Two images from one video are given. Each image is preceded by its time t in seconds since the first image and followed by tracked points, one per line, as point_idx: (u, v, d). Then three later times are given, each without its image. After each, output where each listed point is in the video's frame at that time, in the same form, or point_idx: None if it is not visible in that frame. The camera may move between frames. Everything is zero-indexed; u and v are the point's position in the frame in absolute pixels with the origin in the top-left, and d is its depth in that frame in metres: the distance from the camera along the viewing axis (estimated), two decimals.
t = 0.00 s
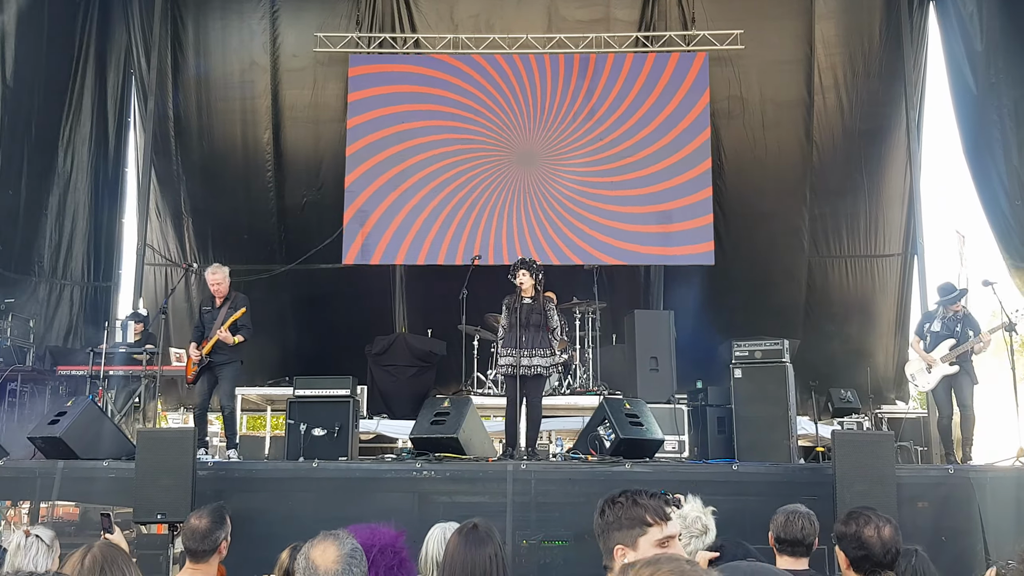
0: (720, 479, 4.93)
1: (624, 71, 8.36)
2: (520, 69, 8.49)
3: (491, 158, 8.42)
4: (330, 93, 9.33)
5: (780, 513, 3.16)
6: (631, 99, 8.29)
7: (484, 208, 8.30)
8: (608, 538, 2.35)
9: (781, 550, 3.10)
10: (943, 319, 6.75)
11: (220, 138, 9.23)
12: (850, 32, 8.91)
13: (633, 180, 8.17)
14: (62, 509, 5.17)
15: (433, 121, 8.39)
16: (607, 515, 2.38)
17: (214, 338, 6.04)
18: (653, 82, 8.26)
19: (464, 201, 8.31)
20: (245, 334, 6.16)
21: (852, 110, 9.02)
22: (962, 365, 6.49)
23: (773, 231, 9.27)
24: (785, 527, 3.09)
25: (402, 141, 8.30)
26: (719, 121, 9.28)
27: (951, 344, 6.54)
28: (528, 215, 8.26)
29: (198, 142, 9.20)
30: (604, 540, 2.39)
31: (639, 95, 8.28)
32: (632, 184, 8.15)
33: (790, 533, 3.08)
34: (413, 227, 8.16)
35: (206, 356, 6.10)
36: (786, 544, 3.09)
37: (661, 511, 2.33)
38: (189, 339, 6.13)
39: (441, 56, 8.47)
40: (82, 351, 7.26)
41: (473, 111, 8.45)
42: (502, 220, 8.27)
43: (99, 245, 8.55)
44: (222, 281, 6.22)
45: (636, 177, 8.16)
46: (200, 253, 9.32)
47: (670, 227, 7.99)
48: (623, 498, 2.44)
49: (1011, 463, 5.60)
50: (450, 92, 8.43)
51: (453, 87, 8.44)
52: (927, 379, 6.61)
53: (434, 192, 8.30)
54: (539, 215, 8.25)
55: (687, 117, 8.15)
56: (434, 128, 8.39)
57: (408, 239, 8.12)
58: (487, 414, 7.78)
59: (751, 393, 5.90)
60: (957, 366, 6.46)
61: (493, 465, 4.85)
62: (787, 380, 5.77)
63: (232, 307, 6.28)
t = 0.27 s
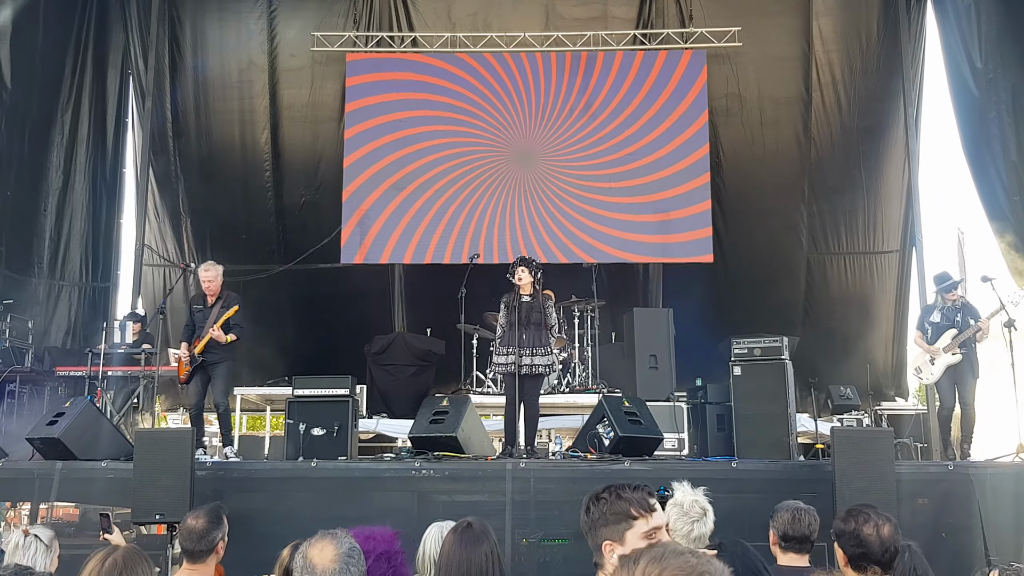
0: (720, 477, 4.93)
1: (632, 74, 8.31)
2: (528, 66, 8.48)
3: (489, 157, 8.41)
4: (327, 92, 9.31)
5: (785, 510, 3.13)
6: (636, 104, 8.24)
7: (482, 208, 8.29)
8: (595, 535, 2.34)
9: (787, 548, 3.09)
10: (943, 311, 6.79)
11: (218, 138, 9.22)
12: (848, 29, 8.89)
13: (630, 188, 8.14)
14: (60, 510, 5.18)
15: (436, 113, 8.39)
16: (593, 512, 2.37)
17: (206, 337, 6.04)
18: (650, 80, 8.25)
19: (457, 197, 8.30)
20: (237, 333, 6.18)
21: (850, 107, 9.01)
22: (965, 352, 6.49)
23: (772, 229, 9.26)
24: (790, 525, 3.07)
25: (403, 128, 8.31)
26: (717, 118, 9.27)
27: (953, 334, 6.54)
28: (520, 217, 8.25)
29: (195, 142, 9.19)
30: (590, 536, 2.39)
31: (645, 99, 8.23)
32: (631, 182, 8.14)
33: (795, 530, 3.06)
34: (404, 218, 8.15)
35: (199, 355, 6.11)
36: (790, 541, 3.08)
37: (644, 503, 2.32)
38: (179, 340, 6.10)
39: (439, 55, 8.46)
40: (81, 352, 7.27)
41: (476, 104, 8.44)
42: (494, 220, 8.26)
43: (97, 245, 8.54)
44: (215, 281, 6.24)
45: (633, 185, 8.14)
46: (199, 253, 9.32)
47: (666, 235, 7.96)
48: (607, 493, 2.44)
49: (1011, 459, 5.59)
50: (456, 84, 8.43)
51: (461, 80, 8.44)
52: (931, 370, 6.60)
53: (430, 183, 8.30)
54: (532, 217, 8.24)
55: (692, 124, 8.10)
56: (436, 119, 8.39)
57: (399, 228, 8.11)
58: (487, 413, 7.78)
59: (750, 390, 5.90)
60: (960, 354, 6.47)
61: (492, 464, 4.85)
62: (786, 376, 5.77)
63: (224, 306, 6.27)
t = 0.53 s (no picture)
0: (719, 477, 4.93)
1: (639, 84, 8.27)
2: (537, 66, 8.49)
3: (488, 157, 8.41)
4: (327, 92, 9.31)
5: (784, 511, 3.13)
6: (640, 114, 8.22)
7: (481, 207, 8.29)
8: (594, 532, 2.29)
9: (784, 548, 3.08)
10: (938, 306, 6.77)
11: (217, 137, 9.22)
12: (847, 29, 8.90)
13: (626, 198, 8.13)
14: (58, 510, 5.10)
15: (440, 108, 8.41)
16: (593, 509, 2.32)
17: (205, 340, 6.05)
18: (649, 79, 8.26)
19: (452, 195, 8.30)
20: (236, 336, 6.18)
21: (849, 106, 9.01)
22: (963, 346, 6.51)
23: (771, 228, 9.26)
24: (790, 524, 3.07)
25: (405, 122, 8.32)
26: (716, 118, 9.27)
27: (951, 329, 6.54)
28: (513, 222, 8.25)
29: (195, 142, 9.19)
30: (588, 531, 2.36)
31: (651, 109, 8.21)
32: (630, 182, 8.14)
33: (796, 529, 3.06)
34: (396, 209, 8.16)
35: (196, 357, 6.09)
36: (790, 541, 3.07)
37: (647, 504, 2.29)
38: (175, 342, 6.09)
39: (437, 56, 8.47)
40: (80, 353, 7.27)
41: (481, 102, 8.45)
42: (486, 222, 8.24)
43: (97, 245, 8.55)
44: (210, 283, 6.24)
45: (628, 195, 8.13)
46: (198, 253, 9.32)
47: (657, 246, 7.95)
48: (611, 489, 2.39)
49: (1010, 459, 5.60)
50: (463, 80, 8.45)
51: (459, 80, 8.45)
52: (929, 365, 6.57)
53: (429, 183, 8.30)
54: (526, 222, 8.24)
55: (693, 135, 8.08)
56: (440, 114, 8.41)
57: (390, 219, 8.12)
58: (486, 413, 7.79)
59: (749, 389, 5.90)
60: (958, 348, 6.48)
61: (491, 463, 4.85)
62: (785, 376, 5.77)
63: (222, 308, 6.30)
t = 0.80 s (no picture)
0: (717, 477, 4.93)
1: (645, 94, 8.25)
2: (545, 68, 8.49)
3: (486, 158, 8.42)
4: (325, 93, 9.32)
5: (777, 511, 3.14)
6: (641, 126, 8.21)
7: (480, 208, 8.30)
8: (599, 532, 2.22)
9: (776, 547, 3.08)
10: (931, 304, 6.79)
11: (215, 138, 9.21)
12: (844, 30, 8.92)
13: (622, 204, 8.12)
14: (57, 512, 4.87)
15: (438, 109, 8.41)
16: (600, 510, 2.24)
17: (205, 341, 6.04)
18: (647, 80, 8.27)
19: (444, 193, 8.31)
20: (234, 335, 6.18)
21: (847, 107, 9.03)
22: (958, 351, 6.51)
23: (769, 229, 9.27)
24: (785, 525, 3.07)
25: (403, 123, 8.32)
26: (713, 118, 9.29)
27: (946, 331, 6.56)
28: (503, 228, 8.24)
29: (193, 143, 9.19)
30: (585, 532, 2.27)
31: (653, 121, 8.19)
32: (628, 183, 8.15)
33: (787, 530, 3.06)
34: (387, 202, 8.17)
35: (195, 358, 6.09)
36: (781, 541, 3.08)
37: (655, 508, 2.24)
38: (173, 342, 6.09)
39: (435, 56, 8.46)
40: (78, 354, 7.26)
41: (485, 101, 8.45)
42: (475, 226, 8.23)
43: (95, 246, 8.54)
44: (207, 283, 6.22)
45: (622, 206, 8.13)
46: (196, 254, 9.32)
47: (656, 247, 7.97)
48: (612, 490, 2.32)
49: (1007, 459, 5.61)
50: (467, 79, 8.46)
51: (457, 81, 8.45)
52: (922, 368, 6.56)
53: (427, 184, 8.30)
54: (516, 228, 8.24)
55: (692, 149, 8.05)
56: (438, 115, 8.41)
57: (381, 212, 8.14)
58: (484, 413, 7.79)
59: (748, 390, 5.90)
60: (953, 352, 6.47)
61: (489, 464, 4.86)
62: (783, 377, 5.78)
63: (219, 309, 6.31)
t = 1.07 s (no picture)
0: (716, 476, 4.93)
1: (649, 105, 8.21)
2: (552, 70, 8.47)
3: (486, 156, 8.41)
4: (324, 92, 9.31)
5: (775, 511, 3.13)
6: (642, 137, 8.18)
7: (479, 206, 8.30)
8: (598, 529, 2.19)
9: (775, 547, 3.07)
10: (927, 300, 6.79)
11: (214, 137, 9.21)
12: (843, 29, 8.92)
13: (623, 202, 8.12)
14: (56, 511, 4.92)
15: (439, 107, 8.40)
16: (600, 506, 2.22)
17: (205, 335, 6.05)
18: (647, 79, 8.27)
19: (437, 190, 8.30)
20: (235, 331, 6.19)
21: (846, 106, 9.03)
22: (954, 351, 6.52)
23: (769, 228, 9.27)
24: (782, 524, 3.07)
25: (403, 121, 8.31)
26: (713, 117, 9.28)
27: (942, 330, 6.56)
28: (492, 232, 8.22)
29: (192, 141, 9.19)
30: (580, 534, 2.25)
31: (655, 132, 8.16)
32: (627, 181, 8.15)
33: (785, 529, 3.05)
34: (379, 192, 8.17)
35: (195, 353, 6.10)
36: (779, 540, 3.07)
37: (650, 499, 2.26)
38: (174, 338, 6.11)
39: (436, 54, 8.45)
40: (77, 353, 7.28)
41: (488, 99, 8.45)
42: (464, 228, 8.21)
43: (93, 245, 8.54)
44: (210, 278, 6.26)
45: (621, 205, 8.13)
46: (195, 253, 9.31)
47: (656, 245, 7.96)
48: (601, 487, 2.31)
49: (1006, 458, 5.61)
50: (467, 78, 8.45)
51: (457, 79, 8.44)
52: (918, 363, 6.53)
53: (427, 182, 8.30)
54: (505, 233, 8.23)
55: (691, 156, 8.04)
56: (438, 113, 8.40)
57: (377, 206, 8.13)
58: (484, 412, 7.79)
59: (747, 388, 5.90)
60: (950, 352, 6.47)
61: (488, 463, 4.86)
62: (783, 376, 5.78)
63: (221, 304, 6.31)
